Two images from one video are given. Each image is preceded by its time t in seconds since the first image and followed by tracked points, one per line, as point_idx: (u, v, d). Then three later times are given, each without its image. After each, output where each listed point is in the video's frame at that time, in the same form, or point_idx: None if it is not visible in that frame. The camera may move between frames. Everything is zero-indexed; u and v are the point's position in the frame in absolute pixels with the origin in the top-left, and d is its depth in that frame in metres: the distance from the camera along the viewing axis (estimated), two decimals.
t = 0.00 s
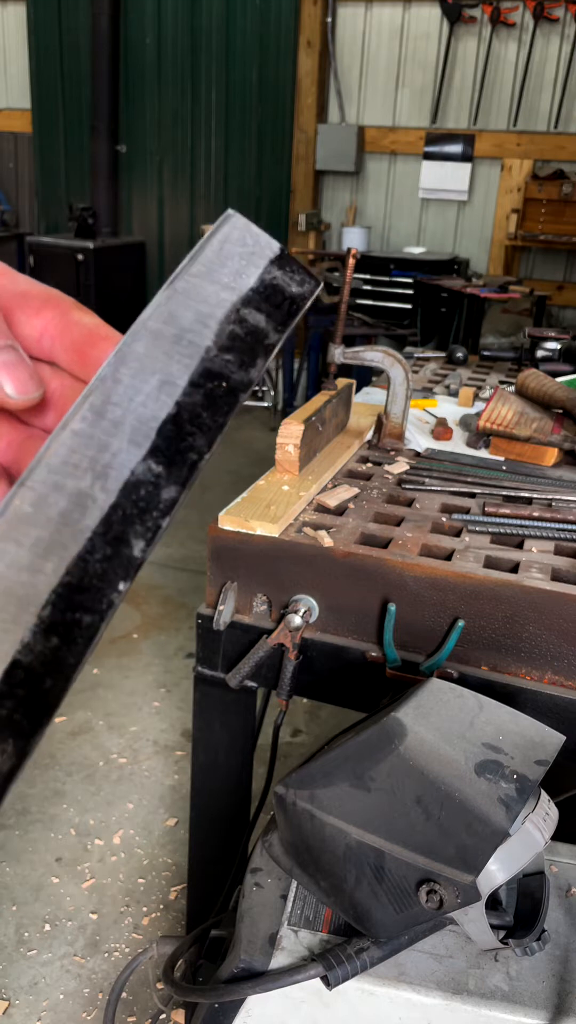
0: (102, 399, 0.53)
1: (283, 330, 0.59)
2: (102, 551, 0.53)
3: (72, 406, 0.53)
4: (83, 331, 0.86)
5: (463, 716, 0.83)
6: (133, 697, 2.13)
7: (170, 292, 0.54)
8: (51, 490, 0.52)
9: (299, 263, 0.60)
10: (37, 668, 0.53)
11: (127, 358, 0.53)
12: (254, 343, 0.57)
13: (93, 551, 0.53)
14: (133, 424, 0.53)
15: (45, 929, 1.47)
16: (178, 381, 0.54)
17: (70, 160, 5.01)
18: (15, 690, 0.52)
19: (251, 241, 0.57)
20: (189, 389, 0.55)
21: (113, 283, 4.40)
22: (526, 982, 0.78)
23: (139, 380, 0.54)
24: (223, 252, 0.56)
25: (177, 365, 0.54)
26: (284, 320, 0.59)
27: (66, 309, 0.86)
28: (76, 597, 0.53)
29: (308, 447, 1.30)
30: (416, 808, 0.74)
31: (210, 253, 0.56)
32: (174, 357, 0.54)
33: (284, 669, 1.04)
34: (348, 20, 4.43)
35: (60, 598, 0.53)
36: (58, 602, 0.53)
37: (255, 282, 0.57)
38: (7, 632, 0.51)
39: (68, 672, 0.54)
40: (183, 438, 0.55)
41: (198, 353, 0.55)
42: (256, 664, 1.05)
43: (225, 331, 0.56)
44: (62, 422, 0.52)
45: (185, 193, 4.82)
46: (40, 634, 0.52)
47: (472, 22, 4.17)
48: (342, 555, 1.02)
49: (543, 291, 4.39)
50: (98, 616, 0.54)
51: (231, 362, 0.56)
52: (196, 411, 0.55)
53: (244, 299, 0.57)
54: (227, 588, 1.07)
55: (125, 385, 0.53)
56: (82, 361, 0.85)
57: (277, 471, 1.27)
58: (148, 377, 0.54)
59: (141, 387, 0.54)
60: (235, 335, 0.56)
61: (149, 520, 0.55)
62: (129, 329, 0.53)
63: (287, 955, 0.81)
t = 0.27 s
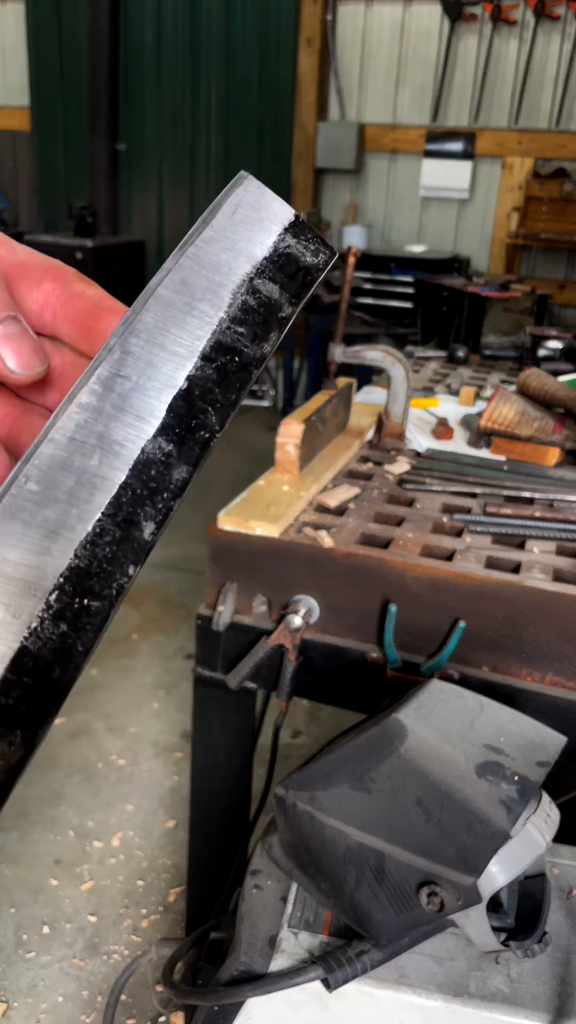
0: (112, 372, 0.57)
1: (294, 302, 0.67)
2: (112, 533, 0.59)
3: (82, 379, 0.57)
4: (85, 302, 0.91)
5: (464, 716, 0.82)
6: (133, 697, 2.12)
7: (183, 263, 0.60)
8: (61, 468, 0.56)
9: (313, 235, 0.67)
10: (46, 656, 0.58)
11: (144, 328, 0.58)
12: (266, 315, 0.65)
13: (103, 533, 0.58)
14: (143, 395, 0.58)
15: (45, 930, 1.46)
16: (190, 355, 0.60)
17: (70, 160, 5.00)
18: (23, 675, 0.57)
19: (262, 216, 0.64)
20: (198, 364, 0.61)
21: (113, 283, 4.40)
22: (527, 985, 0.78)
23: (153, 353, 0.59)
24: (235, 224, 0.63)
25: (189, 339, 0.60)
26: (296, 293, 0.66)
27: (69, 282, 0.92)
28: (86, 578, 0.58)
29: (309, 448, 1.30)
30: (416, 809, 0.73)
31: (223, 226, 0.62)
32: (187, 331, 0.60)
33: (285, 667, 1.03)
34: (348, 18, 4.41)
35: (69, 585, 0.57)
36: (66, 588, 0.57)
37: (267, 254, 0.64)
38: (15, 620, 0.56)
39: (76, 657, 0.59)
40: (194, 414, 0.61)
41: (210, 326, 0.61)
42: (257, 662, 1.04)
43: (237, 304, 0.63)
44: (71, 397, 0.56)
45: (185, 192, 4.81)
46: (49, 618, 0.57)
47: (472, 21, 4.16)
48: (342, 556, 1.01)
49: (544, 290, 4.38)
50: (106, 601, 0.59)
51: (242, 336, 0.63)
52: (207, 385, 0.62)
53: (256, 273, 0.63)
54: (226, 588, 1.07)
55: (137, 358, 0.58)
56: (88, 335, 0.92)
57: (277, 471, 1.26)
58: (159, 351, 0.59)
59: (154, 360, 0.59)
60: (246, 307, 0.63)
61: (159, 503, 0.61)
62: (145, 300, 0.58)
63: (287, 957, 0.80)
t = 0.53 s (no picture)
0: (114, 355, 0.53)
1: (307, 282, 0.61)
2: (113, 521, 0.54)
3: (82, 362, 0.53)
4: (87, 282, 0.89)
5: (464, 717, 0.82)
6: (132, 698, 2.12)
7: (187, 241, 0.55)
8: (62, 452, 0.52)
9: (326, 213, 0.61)
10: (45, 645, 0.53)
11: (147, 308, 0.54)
12: (275, 295, 0.58)
13: (104, 519, 0.54)
14: (145, 379, 0.54)
15: (45, 931, 1.46)
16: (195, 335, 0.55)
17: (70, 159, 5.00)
18: (22, 666, 0.53)
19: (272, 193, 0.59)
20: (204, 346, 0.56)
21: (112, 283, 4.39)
22: (527, 985, 0.78)
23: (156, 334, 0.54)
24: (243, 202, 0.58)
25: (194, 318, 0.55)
26: (306, 273, 0.60)
27: (70, 261, 0.89)
28: (86, 565, 0.54)
29: (309, 448, 1.30)
30: (416, 810, 0.73)
31: (229, 202, 0.57)
32: (189, 310, 0.55)
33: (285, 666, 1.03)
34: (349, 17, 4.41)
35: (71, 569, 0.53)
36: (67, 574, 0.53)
37: (277, 231, 0.58)
38: (14, 606, 0.52)
39: (78, 647, 0.55)
40: (199, 398, 0.56)
41: (215, 306, 0.56)
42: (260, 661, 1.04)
43: (245, 283, 0.57)
44: (72, 379, 0.53)
45: (184, 192, 4.81)
46: (49, 606, 0.53)
47: (472, 21, 4.16)
48: (342, 556, 1.01)
49: (544, 290, 4.38)
50: (108, 589, 0.55)
51: (250, 317, 0.58)
52: (212, 369, 0.56)
53: (266, 251, 0.58)
54: (226, 587, 1.06)
55: (140, 339, 0.54)
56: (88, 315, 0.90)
57: (277, 471, 1.26)
58: (162, 332, 0.54)
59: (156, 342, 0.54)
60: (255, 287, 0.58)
61: (162, 489, 0.56)
62: (147, 280, 0.54)
63: (287, 957, 0.80)
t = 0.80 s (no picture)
0: (110, 333, 0.61)
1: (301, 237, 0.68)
2: (112, 492, 0.61)
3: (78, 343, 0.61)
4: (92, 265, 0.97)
5: (464, 717, 0.82)
6: (133, 698, 2.12)
7: (181, 210, 0.62)
8: (62, 427, 0.60)
9: (319, 168, 0.68)
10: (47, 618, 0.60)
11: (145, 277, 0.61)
12: (270, 255, 0.66)
13: (104, 493, 0.61)
14: (143, 350, 0.61)
15: (44, 931, 1.46)
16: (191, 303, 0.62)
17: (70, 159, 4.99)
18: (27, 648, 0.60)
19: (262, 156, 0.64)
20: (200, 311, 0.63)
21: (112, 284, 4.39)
22: (527, 985, 0.78)
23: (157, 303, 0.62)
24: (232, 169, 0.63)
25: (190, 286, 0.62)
26: (304, 228, 0.68)
27: (74, 247, 0.97)
28: (87, 537, 0.61)
29: (309, 448, 1.30)
30: (416, 810, 0.73)
31: (221, 171, 0.63)
32: (187, 280, 0.62)
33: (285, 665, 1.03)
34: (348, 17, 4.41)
35: (70, 545, 0.60)
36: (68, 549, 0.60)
37: (271, 192, 0.65)
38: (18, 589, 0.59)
39: (80, 622, 0.62)
40: (198, 363, 0.64)
41: (210, 272, 0.63)
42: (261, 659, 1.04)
43: (239, 246, 0.64)
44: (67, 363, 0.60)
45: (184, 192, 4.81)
46: (50, 585, 0.60)
47: (472, 21, 4.16)
48: (342, 556, 1.01)
49: (544, 290, 4.37)
50: (110, 562, 0.63)
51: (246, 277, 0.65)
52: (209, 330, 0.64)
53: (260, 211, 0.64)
54: (226, 588, 1.06)
55: (136, 313, 0.61)
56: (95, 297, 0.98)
57: (277, 471, 1.26)
58: (157, 305, 0.61)
59: (152, 312, 0.61)
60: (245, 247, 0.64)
61: (162, 455, 0.64)
62: (143, 258, 0.61)
63: (287, 957, 0.80)
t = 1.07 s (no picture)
0: (124, 349, 0.56)
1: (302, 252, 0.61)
2: (129, 499, 0.56)
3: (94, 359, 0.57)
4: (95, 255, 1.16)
5: (463, 716, 0.82)
6: (133, 697, 2.12)
7: (190, 230, 0.57)
8: (76, 442, 0.56)
9: (324, 180, 0.63)
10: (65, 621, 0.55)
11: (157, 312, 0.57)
12: (277, 267, 0.60)
13: (120, 501, 0.56)
14: (155, 367, 0.56)
15: (45, 929, 1.47)
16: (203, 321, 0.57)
17: (70, 160, 5.00)
18: (47, 648, 0.55)
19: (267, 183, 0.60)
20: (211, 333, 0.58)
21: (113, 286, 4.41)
22: (526, 983, 0.78)
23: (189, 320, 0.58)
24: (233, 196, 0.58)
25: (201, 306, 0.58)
26: (306, 244, 0.61)
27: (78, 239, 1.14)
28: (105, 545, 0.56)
29: (309, 448, 1.31)
30: (416, 809, 0.73)
31: (228, 191, 0.59)
32: (196, 293, 0.57)
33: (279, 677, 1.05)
34: (348, 20, 4.42)
35: (87, 552, 0.56)
36: (85, 556, 0.56)
37: (276, 208, 0.60)
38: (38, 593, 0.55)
39: (99, 627, 0.56)
40: (208, 373, 0.58)
41: (217, 287, 0.58)
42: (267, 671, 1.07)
43: (245, 260, 0.59)
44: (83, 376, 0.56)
45: (185, 193, 4.82)
46: (69, 590, 0.55)
47: (472, 22, 4.17)
48: (342, 556, 1.02)
49: (544, 290, 4.38)
50: (129, 566, 0.57)
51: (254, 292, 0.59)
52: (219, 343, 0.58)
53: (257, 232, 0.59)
54: (227, 588, 1.07)
55: (148, 330, 0.56)
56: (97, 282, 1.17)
57: (277, 471, 1.27)
58: (168, 320, 0.57)
59: (160, 329, 0.57)
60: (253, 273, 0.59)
61: (176, 463, 0.57)
62: (153, 274, 0.57)
63: (287, 955, 0.80)
